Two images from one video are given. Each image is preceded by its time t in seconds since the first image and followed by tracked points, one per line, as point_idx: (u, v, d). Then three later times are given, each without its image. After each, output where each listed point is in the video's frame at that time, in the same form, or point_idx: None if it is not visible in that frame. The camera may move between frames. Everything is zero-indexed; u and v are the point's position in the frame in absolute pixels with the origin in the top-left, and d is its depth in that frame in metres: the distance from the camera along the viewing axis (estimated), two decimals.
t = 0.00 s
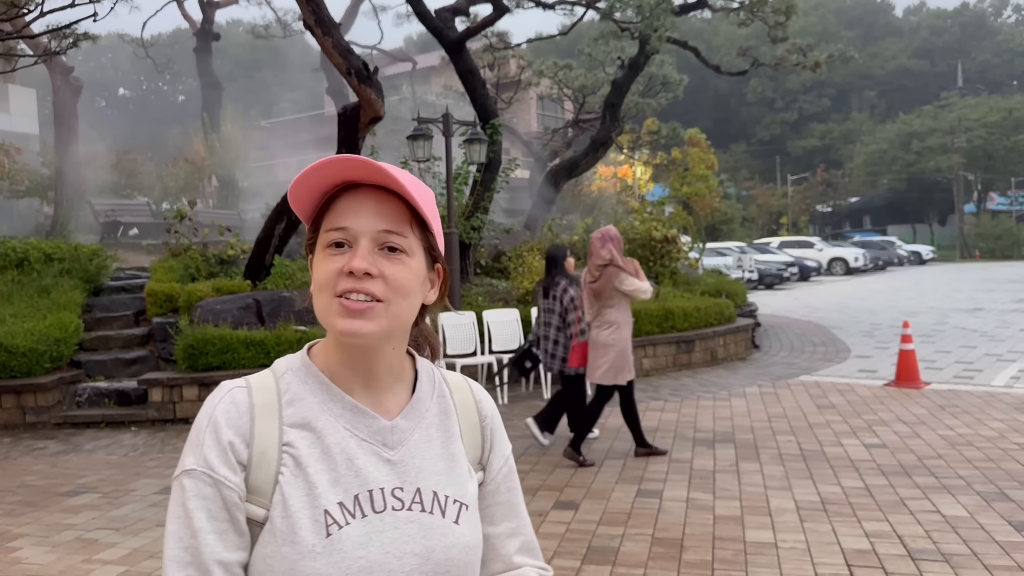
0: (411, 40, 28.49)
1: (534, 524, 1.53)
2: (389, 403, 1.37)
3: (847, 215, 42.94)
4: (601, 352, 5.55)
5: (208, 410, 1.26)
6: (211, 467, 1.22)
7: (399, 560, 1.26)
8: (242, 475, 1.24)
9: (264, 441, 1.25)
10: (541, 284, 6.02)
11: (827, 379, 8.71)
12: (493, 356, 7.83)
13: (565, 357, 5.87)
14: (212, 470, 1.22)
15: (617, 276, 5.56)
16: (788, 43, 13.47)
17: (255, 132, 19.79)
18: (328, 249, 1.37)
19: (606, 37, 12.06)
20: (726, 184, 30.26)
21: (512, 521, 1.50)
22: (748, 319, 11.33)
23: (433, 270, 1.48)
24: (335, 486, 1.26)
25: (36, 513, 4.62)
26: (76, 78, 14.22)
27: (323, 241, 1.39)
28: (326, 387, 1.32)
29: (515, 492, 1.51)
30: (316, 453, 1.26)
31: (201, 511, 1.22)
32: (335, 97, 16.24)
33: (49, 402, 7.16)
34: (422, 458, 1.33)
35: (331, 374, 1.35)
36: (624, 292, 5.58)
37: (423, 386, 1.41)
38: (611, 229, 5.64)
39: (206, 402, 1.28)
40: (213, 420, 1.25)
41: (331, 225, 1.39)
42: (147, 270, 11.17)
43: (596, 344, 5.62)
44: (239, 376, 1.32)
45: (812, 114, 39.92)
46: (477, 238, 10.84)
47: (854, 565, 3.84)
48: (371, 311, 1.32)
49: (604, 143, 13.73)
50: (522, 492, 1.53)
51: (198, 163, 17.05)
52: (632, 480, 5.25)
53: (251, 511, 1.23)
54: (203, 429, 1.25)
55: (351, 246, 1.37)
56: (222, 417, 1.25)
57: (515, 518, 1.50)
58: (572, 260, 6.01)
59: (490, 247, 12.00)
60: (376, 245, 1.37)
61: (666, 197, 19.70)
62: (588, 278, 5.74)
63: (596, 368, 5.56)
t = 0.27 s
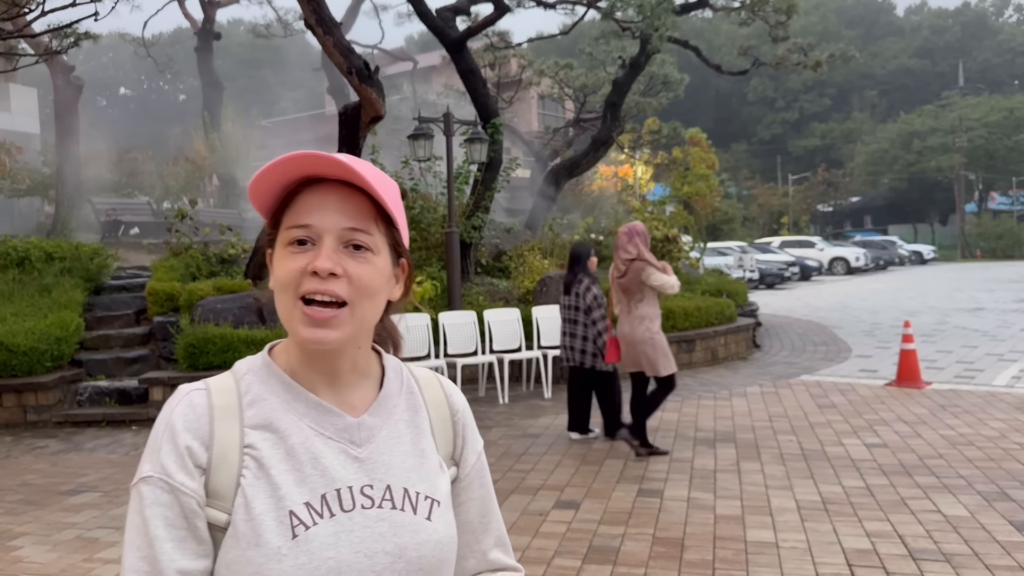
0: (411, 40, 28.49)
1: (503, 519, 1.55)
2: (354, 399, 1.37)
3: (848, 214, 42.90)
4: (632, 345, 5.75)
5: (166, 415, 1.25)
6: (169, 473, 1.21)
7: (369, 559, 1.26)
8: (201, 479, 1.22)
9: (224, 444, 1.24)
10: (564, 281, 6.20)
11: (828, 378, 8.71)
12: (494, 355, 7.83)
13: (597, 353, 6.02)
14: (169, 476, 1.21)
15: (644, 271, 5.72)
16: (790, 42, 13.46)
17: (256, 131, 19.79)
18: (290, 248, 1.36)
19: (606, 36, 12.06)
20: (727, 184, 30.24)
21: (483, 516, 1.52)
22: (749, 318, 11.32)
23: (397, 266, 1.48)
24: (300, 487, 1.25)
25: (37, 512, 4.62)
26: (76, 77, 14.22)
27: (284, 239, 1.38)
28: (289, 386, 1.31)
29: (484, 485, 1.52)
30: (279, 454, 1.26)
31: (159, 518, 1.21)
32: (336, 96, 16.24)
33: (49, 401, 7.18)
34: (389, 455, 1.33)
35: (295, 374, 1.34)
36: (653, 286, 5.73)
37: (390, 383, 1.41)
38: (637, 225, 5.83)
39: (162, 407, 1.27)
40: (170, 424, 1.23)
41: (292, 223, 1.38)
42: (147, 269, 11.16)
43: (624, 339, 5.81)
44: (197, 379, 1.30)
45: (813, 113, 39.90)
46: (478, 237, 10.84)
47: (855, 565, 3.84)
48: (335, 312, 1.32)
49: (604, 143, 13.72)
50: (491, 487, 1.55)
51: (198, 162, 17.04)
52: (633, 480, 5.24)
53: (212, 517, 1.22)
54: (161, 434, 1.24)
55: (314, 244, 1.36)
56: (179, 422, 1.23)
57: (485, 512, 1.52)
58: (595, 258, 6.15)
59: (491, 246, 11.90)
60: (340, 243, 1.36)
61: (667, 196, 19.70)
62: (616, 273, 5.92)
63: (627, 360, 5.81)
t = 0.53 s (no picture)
0: (414, 40, 28.52)
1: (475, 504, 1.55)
2: (332, 393, 1.34)
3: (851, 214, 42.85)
4: (664, 345, 5.71)
5: (135, 422, 1.20)
6: (142, 480, 1.16)
7: (358, 559, 1.23)
8: (177, 486, 1.18)
9: (199, 448, 1.20)
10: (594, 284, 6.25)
11: (831, 378, 8.70)
12: (496, 355, 7.83)
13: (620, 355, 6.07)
14: (142, 484, 1.16)
15: (676, 272, 5.69)
16: (792, 42, 13.44)
17: (259, 131, 19.81)
18: (264, 238, 1.31)
19: (609, 36, 12.06)
20: (729, 184, 30.23)
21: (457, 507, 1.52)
22: (752, 318, 11.30)
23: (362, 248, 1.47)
24: (282, 488, 1.21)
25: (40, 511, 4.62)
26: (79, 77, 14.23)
27: (256, 230, 1.32)
28: (264, 384, 1.28)
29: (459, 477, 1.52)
30: (259, 455, 1.22)
31: (133, 529, 1.16)
32: (338, 96, 16.24)
33: (52, 400, 7.19)
34: (372, 450, 1.30)
35: (268, 371, 1.30)
36: (684, 287, 5.73)
37: (366, 376, 1.38)
38: (668, 226, 5.80)
39: (129, 413, 1.22)
40: (141, 430, 1.19)
41: (263, 212, 1.32)
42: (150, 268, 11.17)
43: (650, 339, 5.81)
44: (164, 382, 1.26)
45: (816, 113, 39.88)
46: (480, 237, 10.86)
47: (858, 565, 3.83)
48: (328, 300, 1.29)
49: (607, 142, 13.71)
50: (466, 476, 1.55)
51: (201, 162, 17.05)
52: (635, 480, 5.24)
53: (188, 525, 1.18)
54: (131, 441, 1.19)
55: (293, 233, 1.32)
56: (151, 427, 1.19)
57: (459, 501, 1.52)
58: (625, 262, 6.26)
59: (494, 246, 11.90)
60: (319, 229, 1.34)
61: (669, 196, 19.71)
62: (646, 274, 5.88)
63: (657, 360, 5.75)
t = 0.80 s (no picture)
0: (417, 40, 28.54)
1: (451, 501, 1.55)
2: (319, 397, 1.32)
3: (854, 214, 42.79)
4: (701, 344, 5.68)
5: (118, 440, 1.15)
6: (130, 503, 1.12)
7: (357, 570, 1.21)
8: (166, 506, 1.13)
9: (188, 465, 1.15)
10: (625, 281, 6.36)
11: (834, 379, 8.69)
12: (499, 355, 7.83)
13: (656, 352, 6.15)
14: (130, 507, 1.12)
15: (719, 273, 5.72)
16: (796, 42, 13.42)
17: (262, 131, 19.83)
18: (260, 231, 1.26)
19: (612, 35, 12.05)
20: (732, 184, 30.22)
21: (439, 505, 1.52)
22: (756, 318, 11.28)
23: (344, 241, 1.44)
24: (276, 501, 1.18)
25: (44, 511, 4.62)
26: (82, 77, 14.25)
27: (251, 221, 1.26)
28: (251, 393, 1.24)
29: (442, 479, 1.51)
30: (251, 470, 1.18)
31: (120, 554, 1.11)
32: (341, 96, 16.26)
33: (57, 400, 7.20)
34: (363, 456, 1.28)
35: (256, 376, 1.27)
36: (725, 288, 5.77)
37: (352, 378, 1.36)
38: (705, 227, 5.80)
39: (109, 432, 1.16)
40: (127, 447, 1.14)
41: (257, 203, 1.27)
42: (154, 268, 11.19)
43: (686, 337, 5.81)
44: (144, 395, 1.20)
45: (819, 113, 39.84)
46: (483, 237, 10.87)
47: (863, 566, 3.82)
48: (335, 288, 1.26)
49: (610, 142, 13.70)
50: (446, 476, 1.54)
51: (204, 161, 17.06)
52: (639, 480, 5.23)
53: (180, 545, 1.14)
54: (115, 460, 1.14)
55: (291, 222, 1.27)
56: (136, 445, 1.14)
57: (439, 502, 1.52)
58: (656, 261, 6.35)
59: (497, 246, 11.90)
60: (317, 219, 1.30)
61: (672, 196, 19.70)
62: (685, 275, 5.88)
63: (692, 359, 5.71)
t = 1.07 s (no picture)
0: (420, 40, 28.57)
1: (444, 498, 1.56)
2: (314, 400, 1.32)
3: (858, 215, 42.72)
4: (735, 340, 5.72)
5: (113, 451, 1.13)
6: (126, 516, 1.10)
7: (361, 570, 1.22)
8: (167, 517, 1.12)
9: (187, 474, 1.14)
10: (651, 281, 6.35)
11: (839, 380, 8.68)
12: (503, 355, 7.83)
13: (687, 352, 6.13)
14: (127, 520, 1.10)
15: (751, 270, 5.74)
16: (800, 42, 13.40)
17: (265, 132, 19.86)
18: (254, 245, 1.24)
19: (616, 36, 12.04)
20: (736, 184, 30.19)
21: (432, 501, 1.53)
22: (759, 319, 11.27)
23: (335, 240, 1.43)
24: (278, 505, 1.18)
25: (48, 511, 4.63)
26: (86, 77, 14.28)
27: (246, 233, 1.24)
28: (247, 398, 1.23)
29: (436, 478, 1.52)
30: (250, 476, 1.18)
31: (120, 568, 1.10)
32: (345, 96, 16.27)
33: (61, 400, 7.22)
34: (360, 457, 1.28)
35: (250, 381, 1.26)
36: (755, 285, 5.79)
37: (344, 379, 1.36)
38: (737, 225, 5.91)
39: (102, 445, 1.14)
40: (123, 459, 1.12)
41: (252, 217, 1.24)
42: (158, 269, 11.21)
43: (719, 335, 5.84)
44: (136, 404, 1.18)
45: (823, 114, 39.79)
46: (487, 237, 10.86)
47: (868, 567, 3.81)
48: (331, 304, 1.26)
49: (614, 143, 13.69)
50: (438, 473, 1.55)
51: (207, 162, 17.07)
52: (643, 481, 5.22)
53: (180, 555, 1.13)
54: (111, 473, 1.12)
55: (286, 235, 1.25)
56: (134, 456, 1.12)
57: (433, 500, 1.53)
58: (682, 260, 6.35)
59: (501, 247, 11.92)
60: (311, 231, 1.28)
61: (675, 197, 19.70)
62: (716, 271, 5.92)
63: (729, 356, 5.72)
